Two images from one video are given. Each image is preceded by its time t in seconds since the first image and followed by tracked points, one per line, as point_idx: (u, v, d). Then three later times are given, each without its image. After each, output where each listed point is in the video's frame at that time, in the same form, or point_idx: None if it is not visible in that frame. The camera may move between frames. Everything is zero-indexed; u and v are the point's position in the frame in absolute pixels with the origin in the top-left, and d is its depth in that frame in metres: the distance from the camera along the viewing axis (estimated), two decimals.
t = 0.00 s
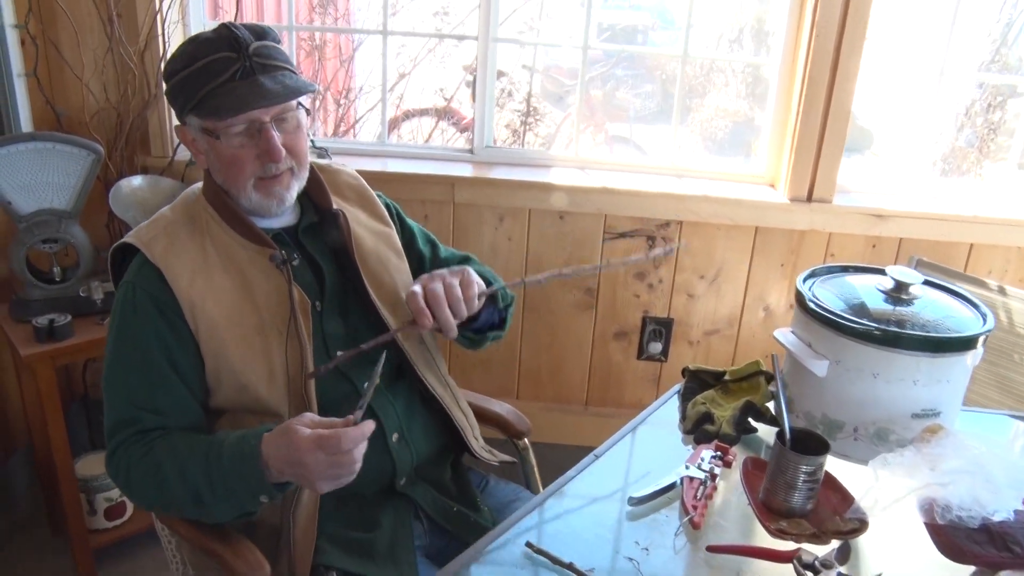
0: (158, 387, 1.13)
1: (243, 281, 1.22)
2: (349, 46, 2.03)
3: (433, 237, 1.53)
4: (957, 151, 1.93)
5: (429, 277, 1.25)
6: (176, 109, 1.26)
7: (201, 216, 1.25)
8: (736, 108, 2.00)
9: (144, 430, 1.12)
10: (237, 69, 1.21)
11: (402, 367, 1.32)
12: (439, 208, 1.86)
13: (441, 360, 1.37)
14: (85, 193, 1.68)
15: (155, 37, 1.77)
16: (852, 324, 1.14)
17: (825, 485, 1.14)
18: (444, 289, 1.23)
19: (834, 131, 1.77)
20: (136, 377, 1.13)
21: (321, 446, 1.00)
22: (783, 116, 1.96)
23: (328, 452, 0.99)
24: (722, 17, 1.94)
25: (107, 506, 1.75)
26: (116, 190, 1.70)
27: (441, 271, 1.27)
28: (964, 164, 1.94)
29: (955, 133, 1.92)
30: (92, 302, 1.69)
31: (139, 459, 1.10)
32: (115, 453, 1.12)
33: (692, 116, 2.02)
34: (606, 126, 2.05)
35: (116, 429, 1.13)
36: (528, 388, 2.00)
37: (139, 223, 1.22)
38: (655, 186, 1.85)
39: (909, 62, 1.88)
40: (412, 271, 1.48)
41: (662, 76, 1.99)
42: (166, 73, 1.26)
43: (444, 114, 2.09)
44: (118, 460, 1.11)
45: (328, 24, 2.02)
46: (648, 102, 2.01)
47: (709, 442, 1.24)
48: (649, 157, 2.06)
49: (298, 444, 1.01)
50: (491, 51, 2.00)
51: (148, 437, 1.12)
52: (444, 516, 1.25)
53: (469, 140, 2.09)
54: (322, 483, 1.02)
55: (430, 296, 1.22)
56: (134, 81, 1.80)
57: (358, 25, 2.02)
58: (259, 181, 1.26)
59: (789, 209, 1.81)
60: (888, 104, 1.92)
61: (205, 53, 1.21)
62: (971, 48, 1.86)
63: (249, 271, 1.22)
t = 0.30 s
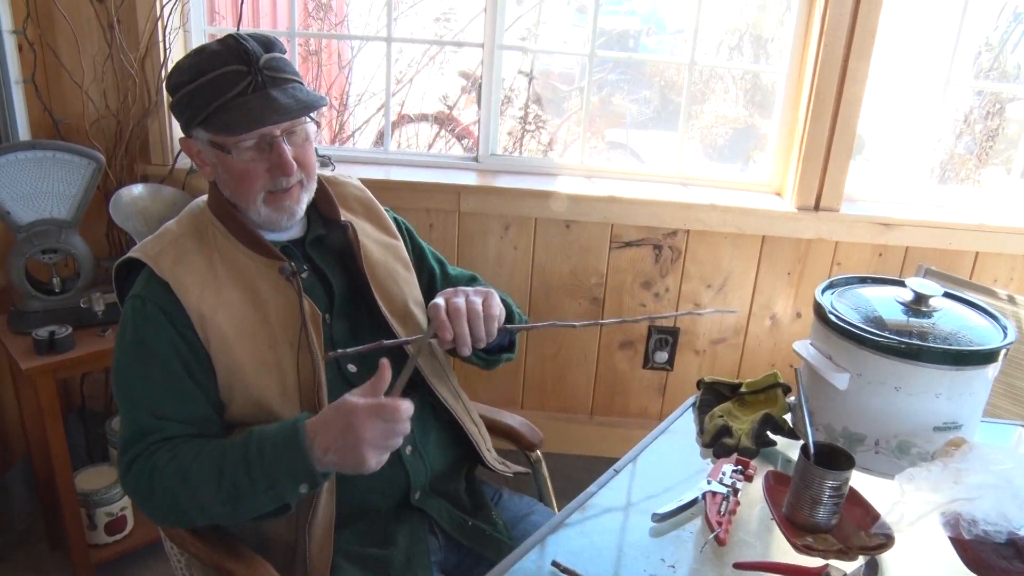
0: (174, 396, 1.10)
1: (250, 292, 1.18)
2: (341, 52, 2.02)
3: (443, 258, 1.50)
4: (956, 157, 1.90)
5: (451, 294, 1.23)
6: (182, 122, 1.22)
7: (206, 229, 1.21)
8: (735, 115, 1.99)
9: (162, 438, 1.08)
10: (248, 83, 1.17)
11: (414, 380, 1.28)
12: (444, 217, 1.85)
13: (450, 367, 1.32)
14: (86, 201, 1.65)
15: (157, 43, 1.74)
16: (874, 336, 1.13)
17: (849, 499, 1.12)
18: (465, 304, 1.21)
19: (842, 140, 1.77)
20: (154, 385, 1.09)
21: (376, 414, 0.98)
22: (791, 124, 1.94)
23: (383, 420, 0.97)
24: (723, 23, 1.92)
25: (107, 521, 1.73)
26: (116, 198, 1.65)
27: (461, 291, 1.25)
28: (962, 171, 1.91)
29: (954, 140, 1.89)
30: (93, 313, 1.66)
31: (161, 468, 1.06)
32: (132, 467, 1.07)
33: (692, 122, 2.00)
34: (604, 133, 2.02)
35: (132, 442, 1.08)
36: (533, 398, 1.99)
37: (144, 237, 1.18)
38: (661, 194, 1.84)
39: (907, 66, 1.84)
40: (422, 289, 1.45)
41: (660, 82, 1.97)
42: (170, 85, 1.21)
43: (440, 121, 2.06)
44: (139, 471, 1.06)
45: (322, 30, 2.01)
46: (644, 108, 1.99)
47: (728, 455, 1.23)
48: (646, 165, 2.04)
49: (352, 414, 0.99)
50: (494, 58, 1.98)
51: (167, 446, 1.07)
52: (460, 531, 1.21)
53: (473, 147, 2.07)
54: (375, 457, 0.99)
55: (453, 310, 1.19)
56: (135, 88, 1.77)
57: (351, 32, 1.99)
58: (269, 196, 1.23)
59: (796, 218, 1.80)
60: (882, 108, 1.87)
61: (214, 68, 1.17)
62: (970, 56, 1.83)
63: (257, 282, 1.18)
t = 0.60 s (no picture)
0: (196, 380, 1.07)
1: (268, 289, 1.16)
2: (333, 44, 1.98)
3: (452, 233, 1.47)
4: (954, 149, 1.90)
5: (448, 241, 1.19)
6: (192, 114, 1.18)
7: (218, 227, 1.18)
8: (733, 106, 1.97)
9: (189, 421, 1.05)
10: (261, 72, 1.13)
11: (432, 379, 1.26)
12: (449, 211, 1.82)
13: (465, 362, 1.30)
14: (85, 197, 1.61)
15: (155, 35, 1.70)
16: (898, 333, 1.12)
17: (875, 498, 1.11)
18: (465, 249, 1.17)
19: (850, 133, 1.76)
20: (175, 371, 1.06)
21: (391, 317, 0.97)
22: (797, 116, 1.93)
23: (398, 320, 0.97)
24: (721, 14, 1.90)
25: (109, 522, 1.70)
26: (115, 194, 1.61)
27: (461, 235, 1.21)
28: (960, 162, 1.91)
29: (953, 132, 1.88)
30: (94, 312, 1.63)
31: (189, 449, 1.03)
32: (162, 456, 1.04)
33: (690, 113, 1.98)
34: (600, 125, 1.99)
35: (160, 432, 1.05)
36: (538, 393, 1.97)
37: (156, 236, 1.15)
38: (667, 188, 1.82)
39: (909, 60, 1.84)
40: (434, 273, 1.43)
41: (658, 74, 1.95)
42: (178, 76, 1.17)
43: (435, 113, 2.03)
44: (169, 458, 1.03)
45: (315, 22, 1.96)
46: (639, 99, 1.97)
47: (750, 453, 1.22)
48: (641, 156, 2.01)
49: (366, 327, 0.97)
50: (496, 50, 1.95)
51: (192, 429, 1.05)
52: (479, 532, 1.19)
53: (476, 141, 2.04)
54: (397, 366, 0.97)
55: (449, 256, 1.15)
56: (133, 81, 1.73)
57: (346, 23, 1.96)
58: (283, 187, 1.19)
59: (805, 212, 1.79)
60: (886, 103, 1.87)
61: (225, 57, 1.13)
62: (970, 47, 1.82)
63: (275, 282, 1.17)
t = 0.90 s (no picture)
0: (228, 384, 1.03)
1: (284, 296, 1.14)
2: (326, 45, 1.94)
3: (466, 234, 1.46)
4: (951, 141, 1.90)
5: (507, 244, 1.22)
6: (197, 119, 1.15)
7: (230, 234, 1.15)
8: (730, 102, 1.95)
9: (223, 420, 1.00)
10: (267, 71, 1.11)
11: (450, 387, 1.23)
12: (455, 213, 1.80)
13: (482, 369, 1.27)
14: (87, 206, 1.58)
15: (153, 39, 1.67)
16: (923, 331, 1.11)
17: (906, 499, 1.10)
18: (522, 252, 1.20)
19: (857, 128, 1.76)
20: (205, 374, 1.03)
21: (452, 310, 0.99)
22: (803, 110, 1.92)
23: (458, 313, 0.99)
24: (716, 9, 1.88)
25: (116, 535, 1.67)
26: (117, 200, 1.58)
27: (517, 239, 1.25)
28: (958, 154, 1.91)
29: (950, 124, 1.89)
30: (99, 322, 1.60)
31: (225, 447, 0.98)
32: (196, 457, 0.99)
33: (688, 109, 1.96)
34: (599, 124, 1.98)
35: (191, 431, 1.00)
36: (546, 395, 1.96)
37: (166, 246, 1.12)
38: (674, 186, 1.81)
39: (907, 53, 1.84)
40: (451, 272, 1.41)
41: (654, 70, 1.93)
42: (180, 80, 1.14)
43: (433, 114, 2.00)
44: (206, 457, 0.98)
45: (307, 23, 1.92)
46: (632, 94, 1.95)
47: (775, 455, 1.20)
48: (638, 155, 2.00)
49: (428, 320, 0.97)
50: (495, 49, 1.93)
51: (226, 427, 0.99)
52: (502, 540, 1.18)
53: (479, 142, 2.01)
54: (459, 359, 0.97)
55: (507, 259, 1.19)
56: (133, 86, 1.70)
57: (338, 24, 1.92)
58: (293, 188, 1.17)
59: (812, 208, 1.79)
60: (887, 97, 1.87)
61: (230, 58, 1.10)
62: (968, 38, 1.82)
63: (291, 289, 1.14)
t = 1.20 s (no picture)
0: (258, 381, 1.01)
1: (302, 303, 1.12)
2: (326, 51, 1.92)
3: (481, 244, 1.45)
4: (954, 148, 1.90)
5: (551, 256, 1.23)
6: (210, 130, 1.12)
7: (245, 243, 1.13)
8: (733, 108, 1.94)
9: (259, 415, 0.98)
10: (283, 80, 1.09)
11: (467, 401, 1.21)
12: (461, 220, 1.79)
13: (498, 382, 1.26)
14: (89, 214, 1.56)
15: (157, 44, 1.65)
16: (943, 342, 1.10)
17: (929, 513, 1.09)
18: (564, 265, 1.20)
19: (865, 135, 1.76)
20: (234, 372, 1.01)
21: (501, 300, 1.02)
22: (811, 117, 1.91)
23: (508, 301, 1.02)
24: (718, 15, 1.87)
25: (118, 547, 1.65)
26: (121, 206, 1.56)
27: (564, 251, 1.25)
28: (960, 160, 1.91)
29: (954, 130, 1.89)
30: (102, 330, 1.58)
31: (264, 439, 0.95)
32: (231, 451, 0.96)
33: (693, 115, 1.95)
34: (603, 130, 1.97)
35: (225, 427, 0.98)
36: (551, 404, 1.95)
37: (182, 254, 1.10)
38: (681, 193, 1.80)
39: (910, 60, 1.84)
40: (465, 281, 1.39)
41: (655, 76, 1.92)
42: (191, 90, 1.12)
43: (436, 121, 1.98)
44: (243, 450, 0.95)
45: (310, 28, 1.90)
46: (632, 100, 1.94)
47: (791, 466, 1.19)
48: (639, 161, 1.99)
49: (476, 309, 1.00)
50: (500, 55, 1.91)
51: (264, 420, 0.97)
52: (519, 554, 1.17)
53: (483, 149, 2.00)
54: (511, 346, 0.99)
55: (550, 270, 1.19)
56: (136, 91, 1.68)
57: (340, 29, 1.90)
58: (311, 197, 1.16)
59: (820, 215, 1.78)
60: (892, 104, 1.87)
61: (244, 68, 1.09)
62: (971, 44, 1.82)
63: (309, 296, 1.13)
